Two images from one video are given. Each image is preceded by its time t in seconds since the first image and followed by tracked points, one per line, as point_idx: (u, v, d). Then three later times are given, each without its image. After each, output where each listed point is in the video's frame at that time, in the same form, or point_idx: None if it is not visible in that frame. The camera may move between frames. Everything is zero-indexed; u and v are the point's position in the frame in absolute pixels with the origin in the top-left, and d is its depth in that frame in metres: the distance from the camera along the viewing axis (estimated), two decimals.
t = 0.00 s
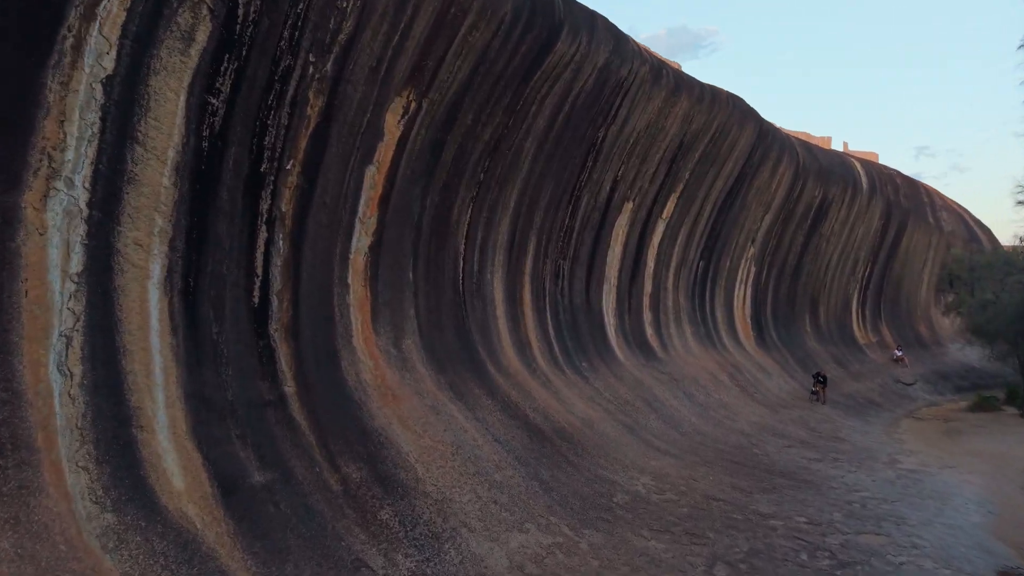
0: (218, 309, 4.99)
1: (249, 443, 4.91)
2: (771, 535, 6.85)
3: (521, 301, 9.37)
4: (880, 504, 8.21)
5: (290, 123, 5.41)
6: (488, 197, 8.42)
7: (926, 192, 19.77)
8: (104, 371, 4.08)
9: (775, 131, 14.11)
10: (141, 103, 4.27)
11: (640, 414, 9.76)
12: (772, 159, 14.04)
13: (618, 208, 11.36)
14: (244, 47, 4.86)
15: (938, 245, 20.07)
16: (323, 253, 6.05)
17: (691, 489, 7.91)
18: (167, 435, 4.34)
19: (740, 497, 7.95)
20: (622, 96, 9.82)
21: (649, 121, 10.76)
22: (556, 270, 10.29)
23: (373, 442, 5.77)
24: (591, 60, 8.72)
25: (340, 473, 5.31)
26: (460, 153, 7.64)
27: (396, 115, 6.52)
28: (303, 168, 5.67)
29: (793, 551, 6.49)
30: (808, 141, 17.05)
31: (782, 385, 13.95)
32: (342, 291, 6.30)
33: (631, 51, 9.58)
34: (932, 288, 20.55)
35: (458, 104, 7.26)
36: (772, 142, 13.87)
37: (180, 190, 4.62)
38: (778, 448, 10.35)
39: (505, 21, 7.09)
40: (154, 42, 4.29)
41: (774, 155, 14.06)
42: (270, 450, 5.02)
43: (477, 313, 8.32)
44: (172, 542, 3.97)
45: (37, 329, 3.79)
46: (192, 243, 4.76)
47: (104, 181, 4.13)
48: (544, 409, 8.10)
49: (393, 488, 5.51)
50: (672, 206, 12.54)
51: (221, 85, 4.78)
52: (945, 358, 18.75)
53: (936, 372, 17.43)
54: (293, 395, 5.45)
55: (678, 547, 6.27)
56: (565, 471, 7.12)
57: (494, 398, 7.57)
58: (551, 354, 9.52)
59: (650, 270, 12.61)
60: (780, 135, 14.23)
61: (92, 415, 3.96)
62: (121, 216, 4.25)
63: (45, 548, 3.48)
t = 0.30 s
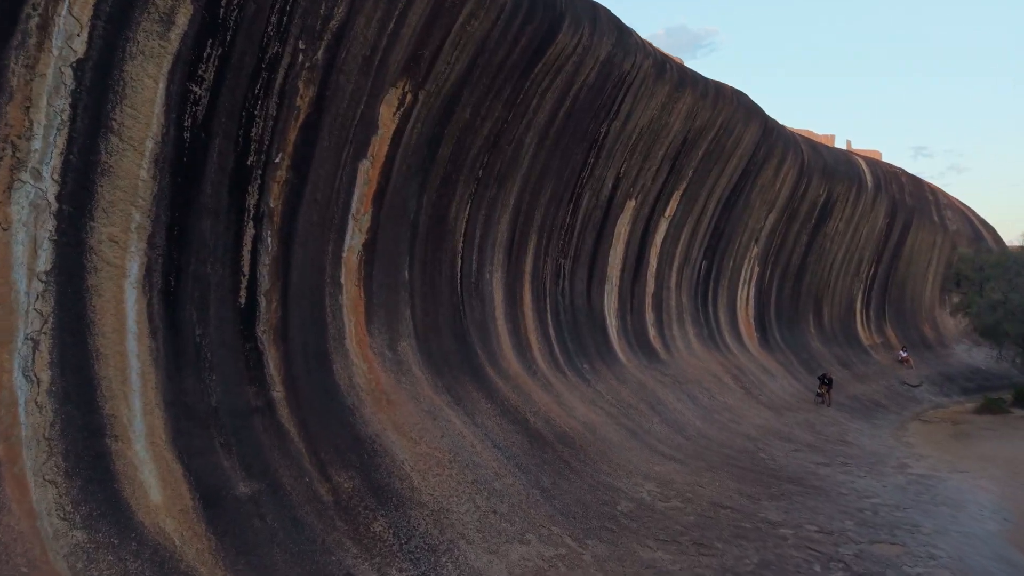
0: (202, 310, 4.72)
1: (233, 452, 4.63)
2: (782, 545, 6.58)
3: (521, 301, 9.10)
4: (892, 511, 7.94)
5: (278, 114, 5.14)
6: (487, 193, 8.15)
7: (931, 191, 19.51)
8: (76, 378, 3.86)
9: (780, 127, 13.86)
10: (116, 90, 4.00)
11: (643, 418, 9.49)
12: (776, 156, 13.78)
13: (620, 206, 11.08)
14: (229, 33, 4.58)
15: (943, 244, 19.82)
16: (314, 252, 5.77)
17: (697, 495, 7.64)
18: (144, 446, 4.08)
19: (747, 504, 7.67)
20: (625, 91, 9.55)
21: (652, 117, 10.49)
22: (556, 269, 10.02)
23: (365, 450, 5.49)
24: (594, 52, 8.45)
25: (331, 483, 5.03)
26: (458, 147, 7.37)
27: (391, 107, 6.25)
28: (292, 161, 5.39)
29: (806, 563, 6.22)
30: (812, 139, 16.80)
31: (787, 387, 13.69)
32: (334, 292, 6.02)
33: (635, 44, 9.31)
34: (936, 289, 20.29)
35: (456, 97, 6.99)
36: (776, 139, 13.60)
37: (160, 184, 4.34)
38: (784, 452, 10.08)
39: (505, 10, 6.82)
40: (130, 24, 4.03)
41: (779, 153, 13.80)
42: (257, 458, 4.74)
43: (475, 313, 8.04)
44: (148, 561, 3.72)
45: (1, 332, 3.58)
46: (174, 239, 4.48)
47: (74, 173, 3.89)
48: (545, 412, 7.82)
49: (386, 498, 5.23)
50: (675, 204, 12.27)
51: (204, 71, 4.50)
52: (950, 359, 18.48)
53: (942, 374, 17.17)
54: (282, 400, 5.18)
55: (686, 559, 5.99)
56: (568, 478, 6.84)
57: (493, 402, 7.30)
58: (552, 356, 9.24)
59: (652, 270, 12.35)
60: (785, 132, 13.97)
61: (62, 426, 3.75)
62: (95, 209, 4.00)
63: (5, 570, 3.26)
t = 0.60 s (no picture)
0: (178, 311, 4.42)
1: (212, 462, 4.33)
2: (791, 556, 6.30)
3: (518, 301, 8.82)
4: (902, 518, 7.67)
5: (262, 103, 4.85)
6: (484, 190, 7.87)
7: (933, 190, 19.28)
8: (36, 386, 3.58)
9: (782, 124, 13.60)
10: (81, 73, 3.74)
11: (644, 421, 9.21)
12: (778, 153, 13.51)
13: (620, 203, 10.81)
14: (207, 14, 4.29)
15: (945, 244, 19.58)
16: (301, 249, 5.47)
17: (701, 502, 7.36)
18: (114, 458, 3.80)
19: (753, 511, 7.39)
20: (626, 84, 9.27)
21: (653, 112, 10.21)
22: (555, 268, 9.74)
23: (355, 459, 5.19)
24: (594, 44, 8.18)
25: (318, 495, 4.73)
26: (453, 141, 7.08)
27: (383, 97, 5.96)
28: (277, 153, 5.10)
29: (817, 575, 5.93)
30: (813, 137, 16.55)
31: (789, 389, 13.42)
32: (323, 292, 5.72)
33: (635, 37, 9.04)
34: (938, 289, 20.06)
35: (451, 88, 6.70)
36: (778, 136, 13.34)
37: (132, 176, 4.05)
38: (789, 457, 9.80)
39: None
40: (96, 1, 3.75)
41: (781, 150, 13.54)
42: (238, 469, 4.44)
43: (471, 314, 7.75)
44: None
45: None
46: (147, 234, 4.19)
47: (35, 162, 3.62)
48: (543, 417, 7.53)
49: (376, 511, 4.93)
50: (676, 202, 12.00)
51: (180, 55, 4.21)
52: (953, 359, 18.24)
53: (945, 375, 16.92)
54: (266, 407, 4.88)
55: (693, 571, 5.70)
56: (567, 486, 6.55)
57: (489, 406, 7.01)
58: (550, 358, 8.95)
59: (653, 269, 12.07)
60: (787, 129, 13.71)
61: (19, 440, 3.47)
62: (58, 202, 3.73)
63: None
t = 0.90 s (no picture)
0: (153, 313, 4.14)
1: (189, 474, 4.05)
2: (799, 567, 6.04)
3: (515, 301, 8.55)
4: (913, 526, 7.42)
5: (244, 92, 4.56)
6: (480, 186, 7.59)
7: (934, 189, 19.09)
8: None
9: (783, 121, 13.36)
10: (42, 56, 3.47)
11: (645, 425, 8.95)
12: (780, 151, 13.27)
13: (619, 201, 10.54)
14: None
15: (946, 243, 19.39)
16: (287, 247, 5.19)
17: (704, 509, 7.09)
18: (79, 471, 3.54)
19: (758, 519, 7.13)
20: (626, 78, 9.01)
21: (654, 107, 9.95)
22: (553, 267, 9.48)
23: (343, 469, 4.91)
24: (594, 36, 7.91)
25: (303, 508, 4.44)
26: (448, 135, 6.81)
27: (373, 88, 5.68)
28: (261, 146, 4.81)
29: None
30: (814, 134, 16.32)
31: (790, 390, 13.17)
32: (311, 292, 5.44)
33: (636, 29, 8.77)
34: (939, 289, 19.86)
35: (445, 79, 6.43)
36: (780, 133, 13.10)
37: (100, 168, 3.78)
38: (793, 461, 9.55)
39: None
40: None
41: (782, 148, 13.29)
42: (218, 481, 4.16)
43: (466, 314, 7.48)
44: None
45: None
46: (118, 230, 3.92)
47: None
48: (541, 422, 7.26)
49: (366, 524, 4.65)
50: (676, 200, 11.75)
51: (153, 38, 3.93)
52: (955, 360, 18.03)
53: (947, 376, 16.70)
54: (249, 414, 4.60)
55: None
56: (567, 494, 6.28)
57: (485, 411, 6.73)
58: (548, 360, 8.68)
59: (652, 268, 11.82)
60: (789, 127, 13.47)
61: None
62: (18, 195, 3.47)
63: None
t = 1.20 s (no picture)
0: (122, 313, 3.86)
1: (160, 488, 3.74)
2: None
3: (512, 301, 8.28)
4: (923, 534, 7.16)
5: (222, 77, 4.27)
6: (475, 182, 7.31)
7: (935, 187, 18.88)
8: None
9: (785, 117, 13.11)
10: None
11: (645, 429, 8.67)
12: (781, 148, 13.02)
13: (618, 198, 10.27)
14: None
15: (947, 242, 19.19)
16: (269, 243, 4.89)
17: (708, 517, 6.82)
18: (36, 486, 3.28)
19: (764, 527, 6.86)
20: (626, 71, 8.73)
21: (654, 102, 9.67)
22: (550, 266, 9.20)
23: (329, 479, 4.61)
24: (593, 26, 7.63)
25: (285, 522, 4.13)
26: (441, 127, 6.52)
27: (362, 76, 5.39)
28: (241, 135, 4.51)
29: None
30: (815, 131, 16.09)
31: (791, 392, 12.92)
32: (296, 292, 5.15)
33: (636, 20, 8.49)
34: (940, 289, 19.65)
35: (438, 69, 6.14)
36: (781, 130, 12.85)
37: (62, 157, 3.51)
38: (796, 465, 9.30)
39: None
40: None
41: (783, 145, 13.05)
42: (192, 495, 3.85)
43: (461, 314, 7.20)
44: None
45: None
46: (83, 224, 3.65)
47: None
48: (538, 426, 6.98)
49: (352, 538, 4.35)
50: (676, 197, 11.48)
51: (120, 16, 3.64)
52: (956, 361, 17.81)
53: (948, 377, 16.49)
54: (228, 421, 4.29)
55: None
56: (565, 502, 5.99)
57: (480, 416, 6.45)
58: (545, 361, 8.41)
59: (651, 267, 11.56)
60: (790, 123, 13.22)
61: None
62: None
63: None
